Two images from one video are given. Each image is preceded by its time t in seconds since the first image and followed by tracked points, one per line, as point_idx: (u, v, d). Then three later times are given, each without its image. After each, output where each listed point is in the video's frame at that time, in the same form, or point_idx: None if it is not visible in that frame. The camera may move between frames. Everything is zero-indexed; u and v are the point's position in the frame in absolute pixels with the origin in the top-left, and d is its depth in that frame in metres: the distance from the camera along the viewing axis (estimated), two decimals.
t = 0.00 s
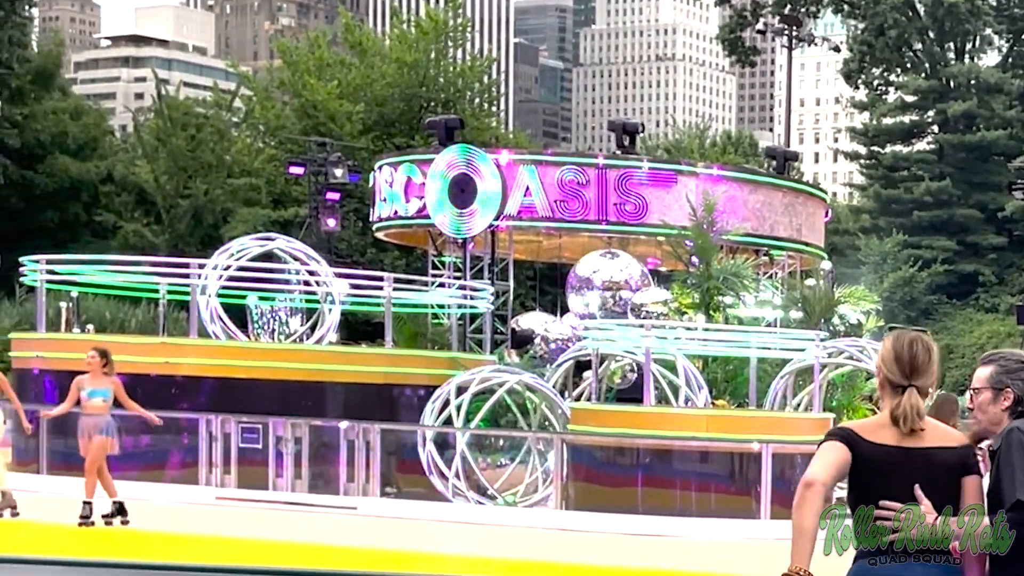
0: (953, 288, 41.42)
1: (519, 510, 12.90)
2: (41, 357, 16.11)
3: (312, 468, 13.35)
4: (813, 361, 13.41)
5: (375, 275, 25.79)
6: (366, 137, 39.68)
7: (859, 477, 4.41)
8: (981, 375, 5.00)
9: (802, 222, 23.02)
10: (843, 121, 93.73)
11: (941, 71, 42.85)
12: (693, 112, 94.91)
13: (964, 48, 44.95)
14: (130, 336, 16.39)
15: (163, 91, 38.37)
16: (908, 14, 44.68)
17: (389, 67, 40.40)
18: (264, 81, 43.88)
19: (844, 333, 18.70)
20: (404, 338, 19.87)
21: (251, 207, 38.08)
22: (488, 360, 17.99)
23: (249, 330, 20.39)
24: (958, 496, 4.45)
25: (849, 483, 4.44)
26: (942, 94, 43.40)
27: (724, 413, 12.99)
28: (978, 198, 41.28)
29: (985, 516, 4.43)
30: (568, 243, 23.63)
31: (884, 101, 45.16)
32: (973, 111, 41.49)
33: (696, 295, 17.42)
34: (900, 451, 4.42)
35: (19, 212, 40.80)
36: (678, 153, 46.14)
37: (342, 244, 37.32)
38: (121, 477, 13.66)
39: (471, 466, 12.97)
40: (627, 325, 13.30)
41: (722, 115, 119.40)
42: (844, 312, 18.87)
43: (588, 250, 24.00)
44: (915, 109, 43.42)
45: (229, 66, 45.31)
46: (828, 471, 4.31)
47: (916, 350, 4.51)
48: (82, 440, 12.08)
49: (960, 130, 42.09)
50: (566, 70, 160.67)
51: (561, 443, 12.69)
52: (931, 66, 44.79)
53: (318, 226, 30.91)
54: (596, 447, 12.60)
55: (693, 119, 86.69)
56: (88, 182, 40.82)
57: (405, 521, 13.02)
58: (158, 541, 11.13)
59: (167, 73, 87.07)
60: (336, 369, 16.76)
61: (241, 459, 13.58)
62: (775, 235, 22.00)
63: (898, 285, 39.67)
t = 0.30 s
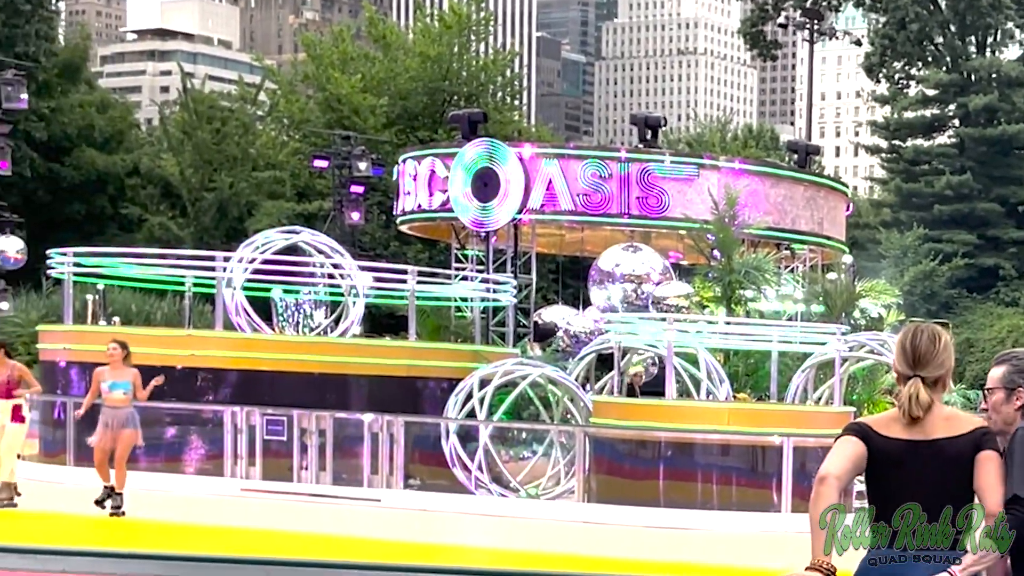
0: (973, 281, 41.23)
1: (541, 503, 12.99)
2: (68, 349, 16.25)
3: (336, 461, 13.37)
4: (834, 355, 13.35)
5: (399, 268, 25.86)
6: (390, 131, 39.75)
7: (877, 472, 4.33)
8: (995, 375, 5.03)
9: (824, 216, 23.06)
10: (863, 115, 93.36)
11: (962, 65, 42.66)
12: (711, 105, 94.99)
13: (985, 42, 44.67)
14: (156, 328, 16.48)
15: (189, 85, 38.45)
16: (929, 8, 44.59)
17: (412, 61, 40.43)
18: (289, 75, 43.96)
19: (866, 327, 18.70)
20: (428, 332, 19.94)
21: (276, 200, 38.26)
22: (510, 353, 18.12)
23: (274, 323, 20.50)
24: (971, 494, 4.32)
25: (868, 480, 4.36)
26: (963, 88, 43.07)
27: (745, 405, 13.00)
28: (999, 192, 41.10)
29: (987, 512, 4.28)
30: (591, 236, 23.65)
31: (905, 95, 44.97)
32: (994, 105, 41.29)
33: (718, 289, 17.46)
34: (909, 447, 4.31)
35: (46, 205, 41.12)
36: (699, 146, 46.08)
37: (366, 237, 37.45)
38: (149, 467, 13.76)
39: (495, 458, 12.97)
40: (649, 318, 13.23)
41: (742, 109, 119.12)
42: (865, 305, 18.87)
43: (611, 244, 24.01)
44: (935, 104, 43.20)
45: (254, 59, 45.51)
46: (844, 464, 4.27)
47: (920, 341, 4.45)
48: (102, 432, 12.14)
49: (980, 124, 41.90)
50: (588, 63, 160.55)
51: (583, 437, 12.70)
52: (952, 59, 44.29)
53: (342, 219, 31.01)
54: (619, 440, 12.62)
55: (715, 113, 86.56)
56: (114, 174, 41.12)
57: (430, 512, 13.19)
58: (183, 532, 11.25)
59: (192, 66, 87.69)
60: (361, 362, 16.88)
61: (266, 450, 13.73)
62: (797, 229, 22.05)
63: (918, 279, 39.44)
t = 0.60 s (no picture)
0: (1001, 277, 40.97)
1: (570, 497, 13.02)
2: (103, 342, 16.44)
3: (367, 454, 13.62)
4: (859, 350, 13.36)
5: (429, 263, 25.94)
6: (420, 126, 39.87)
7: (904, 472, 4.25)
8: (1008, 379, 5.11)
9: (852, 211, 23.09)
10: (892, 110, 92.90)
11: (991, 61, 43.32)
12: (739, 101, 95.04)
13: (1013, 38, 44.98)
14: (188, 322, 16.66)
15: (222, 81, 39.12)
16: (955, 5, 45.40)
17: (444, 56, 40.57)
18: (321, 70, 44.13)
19: (893, 322, 18.67)
20: (457, 326, 20.01)
21: (309, 195, 38.40)
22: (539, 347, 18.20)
23: (306, 317, 20.63)
24: (992, 494, 4.21)
25: (895, 480, 4.28)
26: (992, 84, 43.17)
27: (770, 400, 13.05)
28: None
29: (992, 513, 4.16)
30: (619, 231, 23.68)
31: (932, 91, 44.89)
32: None
33: (746, 284, 17.47)
34: (934, 444, 4.23)
35: (82, 199, 41.50)
36: (728, 142, 46.06)
37: (397, 231, 37.57)
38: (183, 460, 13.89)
39: (524, 451, 13.14)
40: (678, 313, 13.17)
41: (771, 105, 118.75)
42: (891, 301, 18.84)
43: (640, 239, 24.02)
44: (963, 99, 43.01)
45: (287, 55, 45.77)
46: (869, 463, 4.20)
47: (940, 337, 4.40)
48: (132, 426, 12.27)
49: (1010, 120, 41.70)
50: (618, 59, 160.35)
51: (612, 431, 12.72)
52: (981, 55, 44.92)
53: (373, 214, 31.11)
54: (647, 435, 12.64)
55: (743, 108, 86.33)
56: (149, 169, 41.50)
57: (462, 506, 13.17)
58: (216, 523, 11.41)
59: (225, 62, 88.40)
60: (392, 356, 17.01)
61: (298, 444, 13.82)
62: (824, 224, 22.07)
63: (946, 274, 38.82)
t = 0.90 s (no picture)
0: None
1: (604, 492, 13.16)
2: (146, 337, 16.68)
3: (404, 448, 13.63)
4: (893, 346, 13.35)
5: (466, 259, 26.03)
6: (459, 123, 40.05)
7: (927, 472, 4.25)
8: None
9: (887, 208, 23.00)
10: (927, 107, 92.54)
11: None
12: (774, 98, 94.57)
13: None
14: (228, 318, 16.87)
15: (263, 77, 39.58)
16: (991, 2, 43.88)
17: (482, 54, 40.74)
18: (361, 67, 44.34)
19: (927, 319, 18.62)
20: (495, 321, 20.08)
21: (349, 191, 38.62)
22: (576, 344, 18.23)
23: (345, 313, 20.74)
24: (998, 496, 4.18)
25: (923, 481, 4.27)
26: None
27: (807, 397, 13.03)
28: None
29: (993, 514, 4.16)
30: (655, 228, 23.67)
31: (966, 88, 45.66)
32: None
33: (781, 280, 17.57)
34: (959, 442, 4.22)
35: (125, 195, 41.93)
36: (764, 139, 45.91)
37: (435, 227, 37.78)
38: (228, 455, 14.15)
39: (560, 447, 13.06)
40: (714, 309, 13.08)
41: (807, 101, 118.34)
42: (926, 298, 18.79)
43: (676, 236, 24.01)
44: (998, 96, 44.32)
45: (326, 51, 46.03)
46: (897, 464, 4.21)
47: (970, 336, 4.38)
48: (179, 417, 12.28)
49: None
50: (653, 56, 160.02)
51: (647, 427, 12.85)
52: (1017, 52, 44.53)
53: (412, 210, 31.23)
54: (682, 431, 12.75)
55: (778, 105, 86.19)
56: (191, 166, 41.93)
57: (498, 500, 13.27)
58: (255, 517, 11.58)
59: (267, 58, 89.14)
60: (430, 351, 17.08)
61: (337, 439, 13.89)
62: (859, 221, 22.08)
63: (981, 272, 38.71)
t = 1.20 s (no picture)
0: None
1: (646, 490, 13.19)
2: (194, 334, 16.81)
3: (449, 445, 13.83)
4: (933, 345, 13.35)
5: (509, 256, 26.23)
6: (504, 121, 40.25)
7: (938, 469, 4.56)
8: None
9: (928, 207, 22.96)
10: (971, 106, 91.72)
11: None
12: (818, 97, 93.79)
13: None
14: (279, 316, 16.85)
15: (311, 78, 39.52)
16: None
17: (528, 53, 40.89)
18: (409, 66, 44.61)
19: (967, 317, 18.61)
20: (538, 319, 20.26)
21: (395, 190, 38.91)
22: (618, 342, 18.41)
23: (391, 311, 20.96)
24: (994, 494, 4.49)
25: (941, 477, 4.58)
26: None
27: (848, 395, 13.07)
28: None
29: (990, 515, 4.47)
30: (698, 227, 23.75)
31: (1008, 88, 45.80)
32: None
33: (822, 279, 17.43)
34: (969, 438, 4.51)
35: (176, 194, 42.54)
36: (806, 137, 45.73)
37: (480, 225, 37.99)
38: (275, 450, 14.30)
39: (604, 444, 13.25)
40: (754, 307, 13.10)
41: (852, 100, 117.57)
42: (967, 296, 18.77)
43: (718, 234, 24.07)
44: None
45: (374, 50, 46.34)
46: (902, 461, 4.55)
47: (999, 336, 4.66)
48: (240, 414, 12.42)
49: None
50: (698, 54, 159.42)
51: (689, 425, 12.77)
52: None
53: (458, 208, 31.43)
54: (725, 429, 12.68)
55: (821, 104, 85.78)
56: (241, 164, 42.38)
57: (542, 498, 13.52)
58: (306, 512, 11.93)
59: (315, 58, 89.86)
60: (475, 349, 17.19)
61: (383, 435, 14.18)
62: (900, 219, 22.03)
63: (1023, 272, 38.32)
